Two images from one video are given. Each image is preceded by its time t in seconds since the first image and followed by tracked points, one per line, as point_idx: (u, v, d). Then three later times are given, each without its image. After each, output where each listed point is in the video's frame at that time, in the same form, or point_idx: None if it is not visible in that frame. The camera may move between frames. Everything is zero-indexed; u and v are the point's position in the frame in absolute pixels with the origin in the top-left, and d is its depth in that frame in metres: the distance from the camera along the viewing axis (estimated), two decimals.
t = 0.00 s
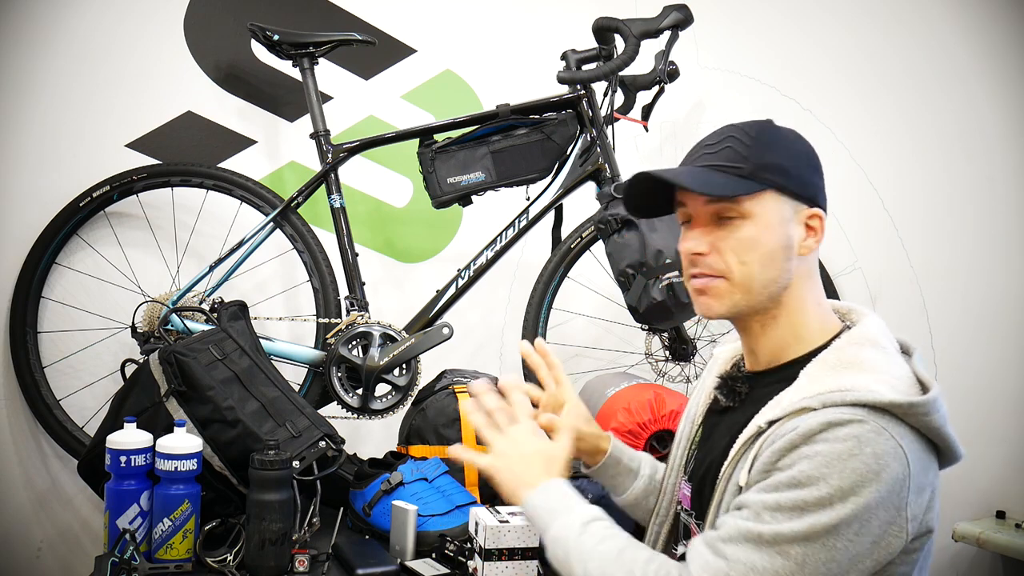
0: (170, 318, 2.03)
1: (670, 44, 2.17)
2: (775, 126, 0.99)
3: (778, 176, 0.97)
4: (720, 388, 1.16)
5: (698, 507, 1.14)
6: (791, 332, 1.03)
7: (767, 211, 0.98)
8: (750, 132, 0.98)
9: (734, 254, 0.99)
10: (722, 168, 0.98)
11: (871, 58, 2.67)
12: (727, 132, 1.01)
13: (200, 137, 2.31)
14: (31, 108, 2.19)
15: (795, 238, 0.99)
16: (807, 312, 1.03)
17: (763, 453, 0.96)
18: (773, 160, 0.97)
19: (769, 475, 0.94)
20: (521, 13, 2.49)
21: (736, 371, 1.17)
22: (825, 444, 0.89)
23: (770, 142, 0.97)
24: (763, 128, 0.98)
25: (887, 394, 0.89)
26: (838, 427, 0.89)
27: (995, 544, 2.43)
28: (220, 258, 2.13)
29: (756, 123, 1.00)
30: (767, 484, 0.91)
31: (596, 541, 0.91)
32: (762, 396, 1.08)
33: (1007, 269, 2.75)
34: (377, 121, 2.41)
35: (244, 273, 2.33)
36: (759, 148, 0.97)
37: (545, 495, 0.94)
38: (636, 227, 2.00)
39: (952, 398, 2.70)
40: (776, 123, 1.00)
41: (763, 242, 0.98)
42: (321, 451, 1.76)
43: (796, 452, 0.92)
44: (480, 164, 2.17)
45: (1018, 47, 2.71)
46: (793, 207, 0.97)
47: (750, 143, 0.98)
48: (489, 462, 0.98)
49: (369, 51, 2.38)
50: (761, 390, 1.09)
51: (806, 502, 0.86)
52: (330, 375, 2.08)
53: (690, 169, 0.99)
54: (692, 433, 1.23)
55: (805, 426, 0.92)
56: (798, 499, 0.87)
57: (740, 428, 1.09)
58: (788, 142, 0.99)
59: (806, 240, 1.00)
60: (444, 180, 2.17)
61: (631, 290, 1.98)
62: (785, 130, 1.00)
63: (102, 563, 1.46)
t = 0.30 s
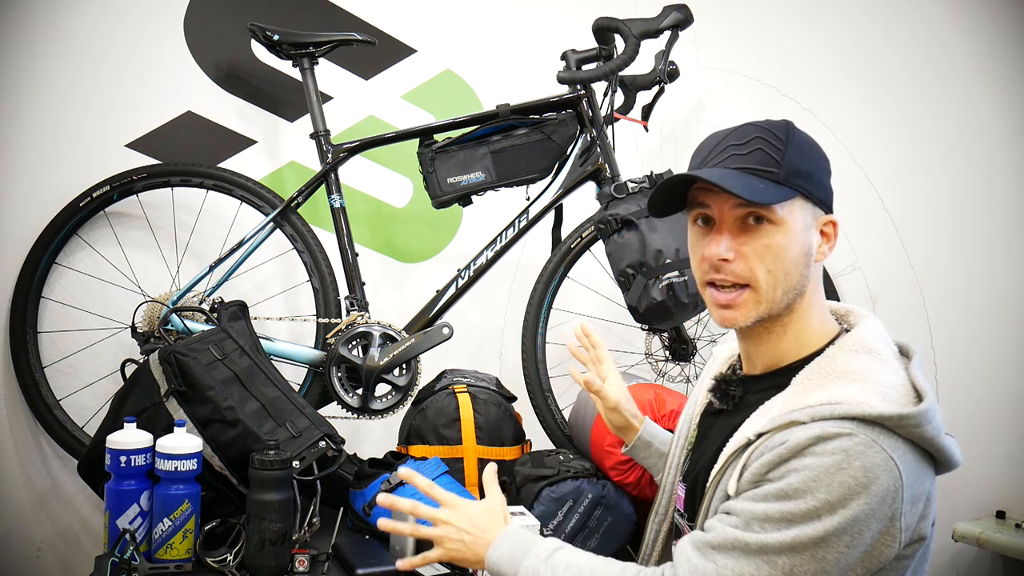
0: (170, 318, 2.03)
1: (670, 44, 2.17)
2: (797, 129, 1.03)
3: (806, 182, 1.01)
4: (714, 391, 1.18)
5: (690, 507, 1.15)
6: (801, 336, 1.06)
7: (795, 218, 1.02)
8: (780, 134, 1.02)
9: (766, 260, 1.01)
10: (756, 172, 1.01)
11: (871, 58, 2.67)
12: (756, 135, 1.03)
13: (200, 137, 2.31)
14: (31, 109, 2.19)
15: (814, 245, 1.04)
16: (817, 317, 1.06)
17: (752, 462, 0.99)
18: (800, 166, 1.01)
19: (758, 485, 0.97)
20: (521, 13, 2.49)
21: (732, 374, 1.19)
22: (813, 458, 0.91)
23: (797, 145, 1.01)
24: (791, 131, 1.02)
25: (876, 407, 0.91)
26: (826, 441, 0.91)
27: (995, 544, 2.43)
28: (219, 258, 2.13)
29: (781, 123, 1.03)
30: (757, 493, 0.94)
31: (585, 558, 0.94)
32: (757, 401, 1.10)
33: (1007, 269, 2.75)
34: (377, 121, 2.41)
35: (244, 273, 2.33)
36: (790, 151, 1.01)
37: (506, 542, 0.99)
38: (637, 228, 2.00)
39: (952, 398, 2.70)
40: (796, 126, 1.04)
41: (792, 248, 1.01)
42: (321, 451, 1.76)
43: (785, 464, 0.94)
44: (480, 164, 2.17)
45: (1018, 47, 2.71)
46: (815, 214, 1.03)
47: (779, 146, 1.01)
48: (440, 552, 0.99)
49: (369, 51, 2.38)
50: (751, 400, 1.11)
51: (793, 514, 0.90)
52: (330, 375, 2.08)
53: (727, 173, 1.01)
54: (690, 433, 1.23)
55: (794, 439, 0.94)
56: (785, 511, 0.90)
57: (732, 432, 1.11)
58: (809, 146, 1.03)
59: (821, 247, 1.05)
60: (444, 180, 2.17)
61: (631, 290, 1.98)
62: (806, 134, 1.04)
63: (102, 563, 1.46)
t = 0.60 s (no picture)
0: (170, 318, 2.03)
1: (670, 44, 2.17)
2: (743, 131, 1.03)
3: (718, 186, 1.03)
4: (718, 388, 1.18)
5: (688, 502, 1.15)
6: (772, 335, 1.08)
7: (715, 218, 1.05)
8: (713, 139, 1.05)
9: (688, 260, 1.09)
10: (673, 177, 1.09)
11: (871, 58, 2.67)
12: (697, 141, 1.09)
13: (200, 137, 2.31)
14: (31, 109, 2.19)
15: (746, 245, 1.03)
16: (788, 318, 1.06)
17: (740, 460, 0.99)
18: (716, 171, 1.03)
19: (744, 482, 0.97)
20: (521, 13, 2.49)
21: (735, 372, 1.19)
22: (800, 458, 0.92)
23: (720, 149, 1.04)
24: (723, 133, 1.04)
25: (867, 410, 0.90)
26: (814, 441, 0.91)
27: (995, 544, 2.43)
28: (220, 258, 2.13)
29: (731, 126, 1.05)
30: (743, 490, 0.95)
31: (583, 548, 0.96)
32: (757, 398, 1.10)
33: (1007, 269, 2.75)
34: (377, 121, 2.41)
35: (244, 273, 2.33)
36: (707, 157, 1.05)
37: (512, 519, 0.99)
38: (636, 227, 2.00)
39: (952, 398, 2.70)
40: (749, 127, 1.03)
41: (707, 247, 1.06)
42: (321, 451, 1.76)
43: (772, 462, 0.94)
44: (480, 164, 2.17)
45: (1018, 47, 2.71)
46: (737, 215, 1.02)
47: (705, 152, 1.06)
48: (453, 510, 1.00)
49: (369, 51, 2.38)
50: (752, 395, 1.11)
51: (778, 512, 0.91)
52: (330, 375, 2.08)
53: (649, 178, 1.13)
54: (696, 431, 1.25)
55: (782, 438, 0.94)
56: (770, 509, 0.91)
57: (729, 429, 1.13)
58: (748, 146, 1.02)
59: (760, 248, 1.03)
60: (444, 180, 2.17)
61: (631, 289, 1.98)
62: (756, 134, 1.02)
63: (102, 563, 1.46)
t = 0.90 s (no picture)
0: (170, 318, 2.03)
1: (670, 44, 2.17)
2: (709, 137, 1.05)
3: (686, 192, 1.06)
4: (711, 387, 1.19)
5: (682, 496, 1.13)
6: (762, 338, 1.08)
7: (688, 225, 1.07)
8: (684, 147, 1.08)
9: (672, 266, 1.12)
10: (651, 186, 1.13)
11: (871, 58, 2.67)
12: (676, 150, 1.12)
13: (200, 137, 2.31)
14: (31, 108, 2.19)
15: (717, 248, 1.05)
16: (771, 318, 1.07)
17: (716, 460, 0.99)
18: (683, 177, 1.06)
19: (719, 481, 0.97)
20: (521, 13, 2.49)
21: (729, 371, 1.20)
22: (770, 460, 0.92)
23: (690, 155, 1.06)
24: (694, 139, 1.07)
25: (840, 415, 0.90)
26: (784, 443, 0.91)
27: (995, 544, 2.43)
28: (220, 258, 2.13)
29: (701, 132, 1.08)
30: (718, 490, 0.95)
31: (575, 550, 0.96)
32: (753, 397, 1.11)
33: (1007, 269, 2.75)
34: (377, 121, 2.41)
35: (244, 273, 2.33)
36: (677, 164, 1.08)
37: (514, 492, 1.01)
38: (636, 227, 2.00)
39: (952, 398, 2.70)
40: (716, 132, 1.05)
41: (684, 252, 1.09)
42: (321, 451, 1.76)
43: (745, 463, 0.94)
44: (480, 164, 2.17)
45: (1017, 47, 2.71)
46: (705, 220, 1.05)
47: (677, 160, 1.09)
48: (459, 467, 1.04)
49: (369, 51, 2.38)
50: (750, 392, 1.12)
51: (749, 513, 0.91)
52: (330, 375, 2.08)
53: (633, 191, 1.18)
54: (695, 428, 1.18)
55: (753, 439, 0.93)
56: (741, 510, 0.91)
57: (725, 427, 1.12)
58: (712, 151, 1.04)
59: (731, 251, 1.05)
60: (444, 180, 2.17)
61: (631, 289, 1.98)
62: (721, 138, 1.04)
63: (102, 563, 1.46)
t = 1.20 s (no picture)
0: (170, 318, 2.03)
1: (670, 44, 2.17)
2: (706, 137, 1.05)
3: (681, 193, 1.07)
4: (708, 387, 1.18)
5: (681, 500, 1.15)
6: (756, 338, 1.08)
7: (684, 224, 1.08)
8: (682, 148, 1.09)
9: (668, 265, 1.13)
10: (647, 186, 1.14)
11: (871, 58, 2.67)
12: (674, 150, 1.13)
13: (200, 137, 2.31)
14: (32, 108, 2.19)
15: (711, 249, 1.06)
16: (765, 319, 1.06)
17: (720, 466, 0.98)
18: (678, 178, 1.07)
19: (723, 489, 0.97)
20: (522, 13, 2.49)
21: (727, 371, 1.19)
22: (773, 464, 0.91)
23: (686, 156, 1.07)
24: (690, 141, 1.07)
25: (839, 414, 0.90)
26: (787, 445, 0.91)
27: (995, 544, 2.43)
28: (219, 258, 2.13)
29: (698, 133, 1.08)
30: (724, 499, 0.95)
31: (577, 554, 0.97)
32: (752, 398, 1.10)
33: (1007, 269, 2.75)
34: (377, 121, 2.41)
35: (244, 273, 2.33)
36: (673, 165, 1.08)
37: (518, 520, 1.00)
38: (637, 227, 1.99)
39: (952, 398, 2.70)
40: (712, 133, 1.05)
41: (679, 251, 1.09)
42: (321, 451, 1.76)
43: (749, 468, 0.94)
44: (480, 164, 2.17)
45: (1018, 47, 2.71)
46: (700, 220, 1.05)
47: (674, 161, 1.10)
48: (465, 489, 1.03)
49: (369, 51, 2.38)
50: (748, 392, 1.12)
51: (757, 521, 0.90)
52: (330, 375, 2.08)
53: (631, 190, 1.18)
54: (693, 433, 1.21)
55: (756, 443, 0.93)
56: (749, 518, 0.91)
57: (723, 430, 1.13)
58: (708, 152, 1.04)
59: (726, 252, 1.05)
60: (444, 180, 2.17)
61: (631, 290, 1.98)
62: (717, 139, 1.04)
63: (102, 563, 1.46)
